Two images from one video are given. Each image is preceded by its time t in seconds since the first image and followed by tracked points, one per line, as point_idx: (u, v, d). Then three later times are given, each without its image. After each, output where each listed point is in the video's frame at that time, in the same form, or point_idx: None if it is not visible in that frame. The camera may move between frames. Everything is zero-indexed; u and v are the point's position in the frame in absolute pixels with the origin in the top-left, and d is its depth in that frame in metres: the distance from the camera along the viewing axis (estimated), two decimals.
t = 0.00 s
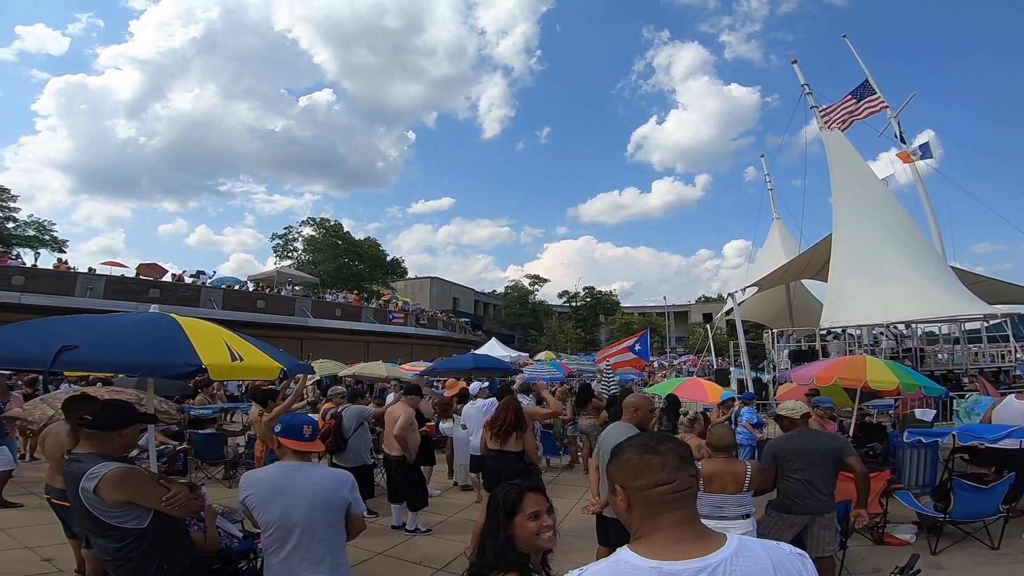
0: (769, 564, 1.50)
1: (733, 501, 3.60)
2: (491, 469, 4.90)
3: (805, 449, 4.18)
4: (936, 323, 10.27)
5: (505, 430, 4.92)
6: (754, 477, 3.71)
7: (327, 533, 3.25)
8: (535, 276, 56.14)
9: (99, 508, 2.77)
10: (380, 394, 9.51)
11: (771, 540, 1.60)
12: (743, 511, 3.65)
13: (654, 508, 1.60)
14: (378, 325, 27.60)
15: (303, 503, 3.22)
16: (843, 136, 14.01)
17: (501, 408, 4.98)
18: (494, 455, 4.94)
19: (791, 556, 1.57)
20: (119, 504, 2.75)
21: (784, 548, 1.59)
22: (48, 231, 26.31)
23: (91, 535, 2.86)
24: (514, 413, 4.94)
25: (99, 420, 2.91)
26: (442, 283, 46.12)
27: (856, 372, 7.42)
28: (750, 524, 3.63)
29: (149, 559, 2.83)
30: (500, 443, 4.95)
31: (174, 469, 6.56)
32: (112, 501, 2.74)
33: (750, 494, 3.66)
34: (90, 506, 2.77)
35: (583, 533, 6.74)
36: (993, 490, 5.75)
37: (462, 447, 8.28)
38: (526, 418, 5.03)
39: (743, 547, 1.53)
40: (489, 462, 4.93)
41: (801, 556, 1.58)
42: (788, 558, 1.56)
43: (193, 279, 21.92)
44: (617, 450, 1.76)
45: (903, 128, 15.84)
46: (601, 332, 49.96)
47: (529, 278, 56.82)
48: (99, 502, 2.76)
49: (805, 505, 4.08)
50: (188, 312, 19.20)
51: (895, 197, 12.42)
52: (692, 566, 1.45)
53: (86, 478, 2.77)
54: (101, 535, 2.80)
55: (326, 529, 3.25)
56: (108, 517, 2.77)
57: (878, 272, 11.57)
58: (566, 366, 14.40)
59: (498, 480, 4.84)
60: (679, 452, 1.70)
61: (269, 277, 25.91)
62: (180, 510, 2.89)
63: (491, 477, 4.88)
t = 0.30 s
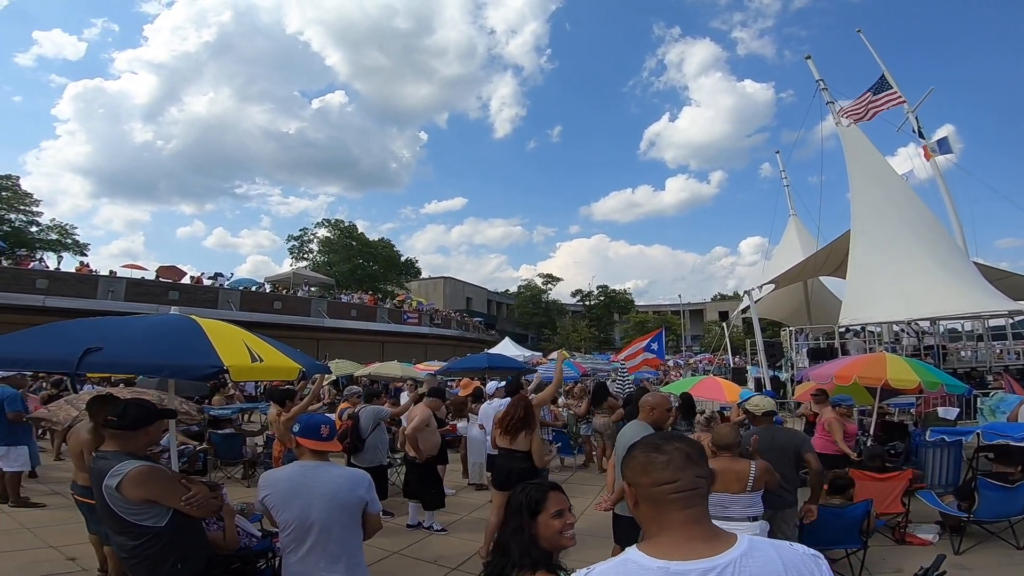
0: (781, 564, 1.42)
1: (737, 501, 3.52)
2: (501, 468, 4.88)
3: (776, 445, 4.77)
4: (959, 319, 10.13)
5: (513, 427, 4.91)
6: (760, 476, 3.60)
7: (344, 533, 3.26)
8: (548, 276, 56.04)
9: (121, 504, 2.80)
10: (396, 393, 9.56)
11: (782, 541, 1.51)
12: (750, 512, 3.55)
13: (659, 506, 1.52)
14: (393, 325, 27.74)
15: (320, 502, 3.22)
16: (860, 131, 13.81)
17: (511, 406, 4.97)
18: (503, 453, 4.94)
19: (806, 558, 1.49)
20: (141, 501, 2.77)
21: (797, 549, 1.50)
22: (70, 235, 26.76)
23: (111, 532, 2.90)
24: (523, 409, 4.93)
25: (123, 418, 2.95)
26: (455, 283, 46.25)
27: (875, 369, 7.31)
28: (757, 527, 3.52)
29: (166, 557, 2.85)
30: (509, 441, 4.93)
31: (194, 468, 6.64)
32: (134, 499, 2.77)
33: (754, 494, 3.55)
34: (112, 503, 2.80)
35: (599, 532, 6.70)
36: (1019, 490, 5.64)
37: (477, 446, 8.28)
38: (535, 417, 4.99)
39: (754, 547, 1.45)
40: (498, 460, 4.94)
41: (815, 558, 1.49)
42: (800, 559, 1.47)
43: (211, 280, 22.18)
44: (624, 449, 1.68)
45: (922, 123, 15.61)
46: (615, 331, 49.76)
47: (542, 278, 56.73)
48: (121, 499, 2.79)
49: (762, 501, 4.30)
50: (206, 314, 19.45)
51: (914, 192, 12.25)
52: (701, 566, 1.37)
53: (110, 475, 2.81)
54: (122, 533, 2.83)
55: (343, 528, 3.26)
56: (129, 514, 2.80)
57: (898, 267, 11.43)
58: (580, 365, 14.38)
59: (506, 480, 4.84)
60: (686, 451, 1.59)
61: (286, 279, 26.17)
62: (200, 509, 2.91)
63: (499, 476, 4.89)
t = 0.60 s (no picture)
0: (774, 567, 1.37)
1: (739, 502, 3.51)
2: (501, 468, 4.90)
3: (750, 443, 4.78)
4: (972, 318, 10.05)
5: (516, 427, 4.89)
6: (763, 478, 3.56)
7: (352, 532, 3.26)
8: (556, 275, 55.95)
9: (133, 501, 2.82)
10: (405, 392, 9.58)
11: (776, 543, 1.45)
12: (752, 514, 3.52)
13: (646, 510, 1.49)
14: (401, 325, 27.79)
15: (329, 501, 3.23)
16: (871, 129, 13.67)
17: (516, 406, 4.97)
18: (502, 453, 4.94)
19: (801, 561, 1.44)
20: (152, 497, 2.79)
21: (792, 552, 1.45)
22: (82, 236, 27.00)
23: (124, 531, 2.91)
24: (528, 411, 4.93)
25: (131, 417, 2.97)
26: (463, 282, 46.29)
27: (886, 370, 7.24)
28: (759, 529, 3.49)
29: (179, 554, 2.87)
30: (510, 441, 4.91)
31: (205, 467, 6.68)
32: (147, 496, 2.79)
33: (756, 496, 3.52)
34: (125, 501, 2.82)
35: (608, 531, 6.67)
36: None
37: (485, 446, 8.28)
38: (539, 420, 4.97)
39: (745, 549, 1.40)
40: (495, 459, 4.96)
41: (812, 561, 1.44)
42: (793, 562, 1.41)
43: (221, 280, 22.31)
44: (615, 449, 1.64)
45: (934, 120, 15.44)
46: (622, 330, 49.60)
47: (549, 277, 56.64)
48: (134, 496, 2.80)
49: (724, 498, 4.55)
50: (217, 313, 19.59)
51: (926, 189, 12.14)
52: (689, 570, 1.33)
53: (121, 472, 2.83)
54: (134, 532, 2.86)
55: (352, 528, 3.26)
56: (142, 511, 2.82)
57: (910, 265, 11.34)
58: (588, 364, 14.35)
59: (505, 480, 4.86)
60: (674, 455, 1.53)
61: (295, 279, 26.32)
62: (211, 505, 2.93)
63: (493, 475, 4.93)
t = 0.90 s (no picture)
0: (761, 570, 1.32)
1: (744, 500, 3.50)
2: (512, 467, 4.90)
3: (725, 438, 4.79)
4: (986, 317, 9.97)
5: (524, 425, 4.91)
6: (774, 476, 3.52)
7: (360, 529, 3.27)
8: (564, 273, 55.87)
9: (151, 493, 2.83)
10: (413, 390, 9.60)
11: (765, 545, 1.40)
12: (758, 513, 3.50)
13: (631, 512, 1.43)
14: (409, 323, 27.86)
15: (337, 498, 3.24)
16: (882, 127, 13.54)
17: (521, 405, 4.98)
18: (513, 451, 4.95)
19: (791, 562, 1.38)
20: (171, 490, 2.81)
21: (782, 554, 1.39)
22: (95, 234, 27.28)
23: (137, 528, 2.92)
24: (532, 410, 4.93)
25: (148, 412, 3.00)
26: (471, 280, 46.35)
27: (897, 369, 7.17)
28: (763, 527, 3.46)
29: (191, 550, 2.90)
30: (518, 439, 4.93)
31: (215, 464, 6.74)
32: (166, 488, 2.81)
33: (764, 494, 3.50)
34: (143, 493, 2.83)
35: (615, 528, 6.67)
36: None
37: (493, 443, 8.30)
38: (546, 417, 4.96)
39: (733, 550, 1.35)
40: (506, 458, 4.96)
41: (802, 563, 1.39)
42: (781, 564, 1.36)
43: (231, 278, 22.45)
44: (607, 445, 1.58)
45: (946, 117, 15.28)
46: (631, 328, 49.46)
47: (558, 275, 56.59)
48: (153, 489, 2.82)
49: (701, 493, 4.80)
50: (228, 310, 19.74)
51: (940, 187, 12.01)
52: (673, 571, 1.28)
53: (142, 465, 2.84)
54: (149, 528, 2.88)
55: (359, 525, 3.27)
56: (160, 505, 2.84)
57: (923, 264, 11.25)
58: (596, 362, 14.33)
59: (515, 478, 4.87)
60: (657, 459, 1.44)
61: (304, 276, 26.46)
62: (225, 499, 2.96)
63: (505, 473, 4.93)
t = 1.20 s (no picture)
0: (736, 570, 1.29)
1: (747, 498, 3.49)
2: (529, 463, 4.92)
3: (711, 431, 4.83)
4: (994, 317, 9.91)
5: (533, 421, 4.91)
6: (777, 476, 3.49)
7: (363, 526, 3.28)
8: (570, 271, 55.80)
9: (153, 494, 2.86)
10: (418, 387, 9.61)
11: (745, 547, 1.36)
12: (763, 512, 3.48)
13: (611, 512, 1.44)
14: (415, 320, 27.90)
15: (341, 495, 3.25)
16: (889, 124, 13.44)
17: (527, 402, 5.01)
18: (526, 449, 4.95)
19: (769, 565, 1.35)
20: (172, 491, 2.83)
21: (762, 557, 1.35)
22: (103, 232, 27.46)
23: (145, 526, 2.95)
24: (536, 406, 4.93)
25: (150, 411, 3.00)
26: (477, 278, 46.40)
27: (904, 368, 7.13)
28: (768, 527, 3.45)
29: (199, 548, 2.92)
30: (528, 436, 4.93)
31: (222, 461, 6.78)
32: (167, 489, 2.82)
33: (766, 493, 3.48)
34: (146, 494, 2.86)
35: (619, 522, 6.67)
36: None
37: (500, 441, 8.28)
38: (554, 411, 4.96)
39: (711, 551, 1.33)
40: (524, 456, 4.96)
41: (781, 566, 1.35)
42: (759, 567, 1.32)
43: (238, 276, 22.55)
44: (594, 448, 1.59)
45: (955, 115, 15.14)
46: (637, 326, 49.36)
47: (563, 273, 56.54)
48: (154, 489, 2.85)
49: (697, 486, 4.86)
50: (234, 308, 19.85)
51: (948, 185, 11.93)
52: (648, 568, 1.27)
53: (142, 466, 2.87)
54: (156, 526, 2.90)
55: (362, 522, 3.28)
56: (163, 505, 2.86)
57: (931, 263, 11.18)
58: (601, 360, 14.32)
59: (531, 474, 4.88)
60: (636, 460, 1.45)
61: (310, 274, 26.57)
62: (229, 498, 2.97)
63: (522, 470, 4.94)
